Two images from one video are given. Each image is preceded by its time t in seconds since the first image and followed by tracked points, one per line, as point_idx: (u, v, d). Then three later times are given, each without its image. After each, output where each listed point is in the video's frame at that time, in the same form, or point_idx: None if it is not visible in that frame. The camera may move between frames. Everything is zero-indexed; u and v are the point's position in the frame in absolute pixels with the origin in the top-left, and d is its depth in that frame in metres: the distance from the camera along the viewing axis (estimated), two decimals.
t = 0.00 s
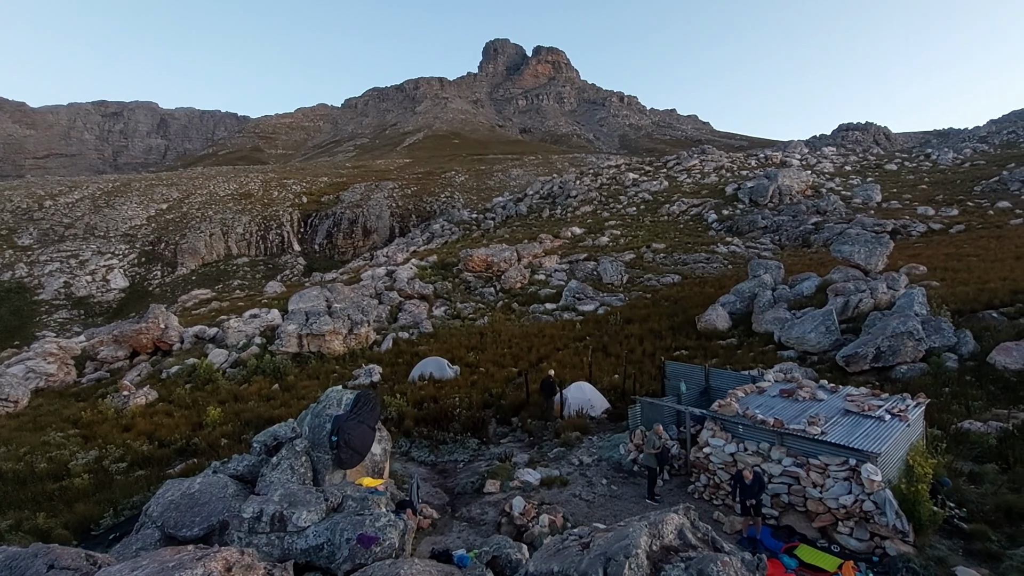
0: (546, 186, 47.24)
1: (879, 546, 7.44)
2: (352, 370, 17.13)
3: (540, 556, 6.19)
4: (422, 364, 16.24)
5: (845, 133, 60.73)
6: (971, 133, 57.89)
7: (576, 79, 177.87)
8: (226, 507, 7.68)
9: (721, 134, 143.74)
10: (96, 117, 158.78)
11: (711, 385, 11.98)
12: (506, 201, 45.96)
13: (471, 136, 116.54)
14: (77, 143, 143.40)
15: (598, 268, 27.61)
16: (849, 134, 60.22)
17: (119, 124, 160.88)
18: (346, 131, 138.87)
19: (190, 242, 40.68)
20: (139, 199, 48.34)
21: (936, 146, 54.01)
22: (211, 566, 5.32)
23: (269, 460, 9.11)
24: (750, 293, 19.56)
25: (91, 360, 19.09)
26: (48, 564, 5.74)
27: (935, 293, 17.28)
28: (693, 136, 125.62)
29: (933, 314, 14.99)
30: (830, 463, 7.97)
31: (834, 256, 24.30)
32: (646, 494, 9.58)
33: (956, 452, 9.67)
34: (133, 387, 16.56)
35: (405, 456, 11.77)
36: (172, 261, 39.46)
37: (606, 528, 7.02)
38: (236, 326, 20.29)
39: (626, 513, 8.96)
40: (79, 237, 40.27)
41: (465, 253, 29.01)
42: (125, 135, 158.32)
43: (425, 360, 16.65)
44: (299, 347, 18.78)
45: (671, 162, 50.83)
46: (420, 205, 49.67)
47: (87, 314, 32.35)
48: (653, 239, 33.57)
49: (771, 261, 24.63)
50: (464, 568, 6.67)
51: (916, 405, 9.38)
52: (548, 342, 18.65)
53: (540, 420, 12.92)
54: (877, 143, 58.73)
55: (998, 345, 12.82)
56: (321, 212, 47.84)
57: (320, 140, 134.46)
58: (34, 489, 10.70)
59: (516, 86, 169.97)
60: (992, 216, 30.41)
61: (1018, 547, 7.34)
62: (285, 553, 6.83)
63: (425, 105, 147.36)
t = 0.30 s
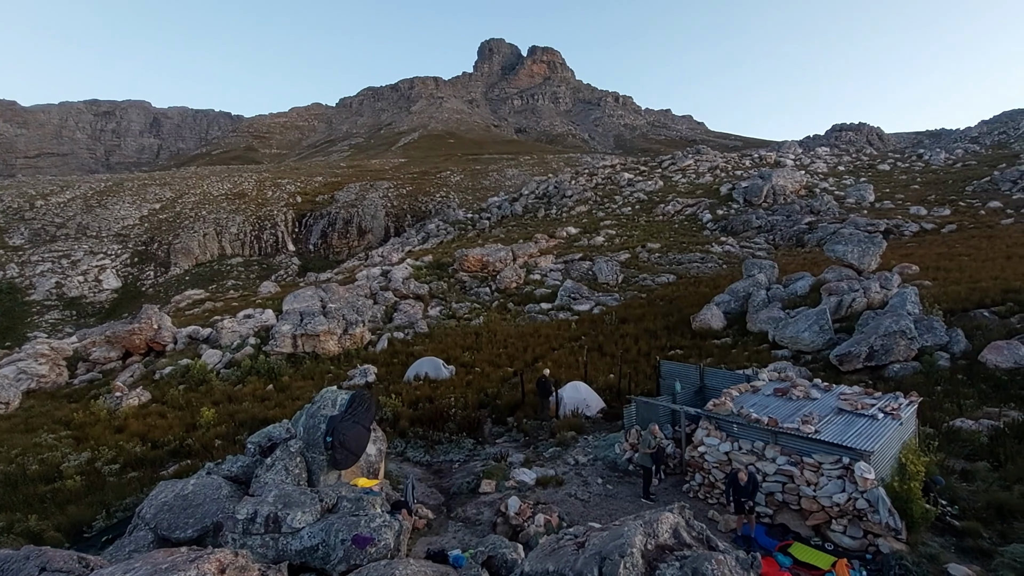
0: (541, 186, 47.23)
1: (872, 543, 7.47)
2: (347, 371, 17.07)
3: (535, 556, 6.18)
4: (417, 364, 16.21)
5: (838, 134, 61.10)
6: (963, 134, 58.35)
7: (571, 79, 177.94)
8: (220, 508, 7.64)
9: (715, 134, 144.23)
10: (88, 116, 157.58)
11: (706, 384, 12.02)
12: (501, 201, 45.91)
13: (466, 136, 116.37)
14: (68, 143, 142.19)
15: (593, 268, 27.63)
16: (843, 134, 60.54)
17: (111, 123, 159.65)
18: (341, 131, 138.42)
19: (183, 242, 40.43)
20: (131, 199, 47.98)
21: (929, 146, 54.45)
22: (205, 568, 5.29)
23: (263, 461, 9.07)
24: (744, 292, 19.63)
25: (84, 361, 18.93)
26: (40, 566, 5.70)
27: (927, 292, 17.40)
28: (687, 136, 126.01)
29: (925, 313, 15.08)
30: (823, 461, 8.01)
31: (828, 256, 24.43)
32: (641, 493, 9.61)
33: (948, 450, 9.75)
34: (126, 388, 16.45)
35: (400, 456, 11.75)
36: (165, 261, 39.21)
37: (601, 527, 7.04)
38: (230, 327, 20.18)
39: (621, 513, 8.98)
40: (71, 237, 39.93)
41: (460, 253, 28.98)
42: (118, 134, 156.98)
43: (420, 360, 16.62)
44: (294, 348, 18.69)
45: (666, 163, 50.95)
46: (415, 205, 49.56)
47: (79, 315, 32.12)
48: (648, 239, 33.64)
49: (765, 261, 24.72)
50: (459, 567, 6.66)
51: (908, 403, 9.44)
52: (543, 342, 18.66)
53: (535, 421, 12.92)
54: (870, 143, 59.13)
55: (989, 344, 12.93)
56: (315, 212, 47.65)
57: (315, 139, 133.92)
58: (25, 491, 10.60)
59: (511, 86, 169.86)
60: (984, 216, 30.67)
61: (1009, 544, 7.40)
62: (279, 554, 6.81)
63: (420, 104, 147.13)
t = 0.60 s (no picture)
0: (537, 186, 47.17)
1: (866, 541, 7.50)
2: (342, 371, 17.02)
3: (530, 555, 6.18)
4: (413, 364, 16.16)
5: (832, 134, 61.43)
6: (955, 134, 58.78)
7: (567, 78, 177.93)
8: (213, 510, 7.58)
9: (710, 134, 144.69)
10: (80, 115, 156.41)
11: (701, 384, 12.05)
12: (497, 201, 45.87)
13: (461, 135, 116.15)
14: (60, 142, 140.99)
15: (589, 268, 27.64)
16: (836, 135, 60.86)
17: (104, 122, 158.46)
18: (336, 130, 137.97)
19: (177, 242, 40.19)
20: (124, 199, 47.66)
21: (922, 147, 54.81)
22: (198, 570, 5.26)
23: (257, 462, 9.02)
24: (739, 292, 19.69)
25: (76, 362, 18.77)
26: (32, 568, 5.64)
27: (920, 292, 17.52)
28: (683, 136, 126.35)
29: (919, 313, 15.17)
30: (818, 460, 8.04)
31: (822, 256, 24.55)
32: (637, 492, 9.62)
33: (941, 448, 9.81)
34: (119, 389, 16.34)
35: (395, 456, 11.72)
36: (158, 261, 38.99)
37: (596, 527, 7.05)
38: (224, 327, 20.07)
39: (617, 512, 8.99)
40: (63, 237, 39.59)
41: (456, 253, 28.93)
42: (110, 133, 155.64)
43: (415, 360, 16.57)
44: (288, 348, 18.60)
45: (661, 162, 51.02)
46: (410, 204, 49.44)
47: (71, 315, 31.89)
48: (643, 238, 33.70)
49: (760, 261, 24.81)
50: (455, 568, 6.64)
51: (901, 402, 9.50)
52: (539, 342, 18.65)
53: (531, 421, 12.92)
54: (863, 144, 59.52)
55: (982, 343, 13.02)
56: (310, 212, 47.45)
57: (309, 139, 133.36)
58: (17, 493, 10.51)
59: (506, 85, 169.67)
60: (976, 216, 30.90)
61: (1001, 540, 7.45)
62: (274, 555, 6.77)
63: (416, 104, 146.88)
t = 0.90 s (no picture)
0: (531, 185, 47.20)
1: (858, 539, 7.56)
2: (336, 371, 16.95)
3: (525, 555, 6.18)
4: (407, 364, 16.12)
5: (824, 135, 61.92)
6: (945, 135, 59.44)
7: (561, 78, 178.08)
8: (206, 511, 7.54)
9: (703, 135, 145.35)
10: (70, 114, 154.86)
11: (694, 383, 12.09)
12: (491, 201, 45.87)
13: (455, 135, 115.96)
14: (50, 140, 139.46)
15: (583, 267, 27.70)
16: (828, 136, 61.25)
17: (95, 120, 156.94)
18: (329, 129, 137.34)
19: (169, 242, 39.87)
20: (115, 198, 47.23)
21: (912, 147, 55.35)
22: (190, 572, 5.22)
23: (250, 463, 8.96)
24: (732, 292, 19.78)
25: (66, 363, 18.56)
26: (23, 571, 5.59)
27: (911, 292, 17.67)
28: (676, 136, 126.89)
29: (909, 312, 15.29)
30: (810, 458, 8.08)
31: (814, 256, 24.72)
32: (631, 491, 9.64)
33: (932, 446, 9.90)
34: (110, 390, 16.18)
35: (389, 457, 11.68)
36: (149, 261, 38.66)
37: (591, 526, 7.06)
38: (216, 328, 19.94)
39: (611, 511, 9.00)
40: (53, 237, 39.15)
41: (450, 252, 28.88)
42: (100, 131, 153.98)
43: (409, 360, 16.53)
44: (281, 348, 18.50)
45: (655, 162, 51.18)
46: (404, 204, 49.32)
47: (61, 315, 31.54)
48: (637, 238, 33.81)
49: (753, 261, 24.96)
50: (449, 568, 6.64)
51: (893, 401, 9.57)
52: (533, 342, 18.66)
53: (525, 421, 12.92)
54: (855, 144, 60.05)
55: (971, 342, 13.15)
56: (303, 212, 47.24)
57: (303, 138, 132.68)
58: (5, 495, 10.38)
59: (501, 85, 169.49)
60: (966, 216, 31.24)
61: (990, 538, 7.53)
62: (267, 557, 6.74)
63: (410, 103, 146.52)
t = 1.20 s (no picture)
0: (521, 185, 47.20)
1: (845, 535, 7.64)
2: (325, 372, 16.83)
3: (516, 555, 6.17)
4: (397, 364, 16.03)
5: (811, 136, 62.59)
6: (928, 136, 60.38)
7: (551, 78, 178.25)
8: (193, 514, 7.44)
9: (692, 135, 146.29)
10: (53, 111, 152.27)
11: (684, 381, 12.15)
12: (481, 200, 45.78)
13: (445, 134, 115.60)
14: (32, 138, 137.01)
15: (573, 267, 27.74)
16: (815, 136, 61.93)
17: (78, 118, 154.37)
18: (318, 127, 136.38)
19: (154, 242, 39.33)
20: (98, 197, 46.49)
21: (897, 148, 56.12)
22: None
23: (237, 465, 8.86)
24: (721, 291, 19.92)
25: (48, 365, 18.23)
26: None
27: (896, 290, 17.91)
28: (666, 136, 127.59)
29: (895, 310, 15.49)
30: (798, 455, 8.16)
31: (801, 255, 25.00)
32: (621, 490, 9.67)
33: (917, 443, 10.04)
34: (94, 392, 15.92)
35: (380, 458, 11.61)
36: (135, 261, 38.10)
37: (582, 525, 7.08)
38: (203, 328, 19.70)
39: (602, 509, 9.02)
40: (35, 237, 38.44)
41: (440, 252, 28.79)
42: (84, 129, 151.44)
43: (399, 360, 16.44)
44: (270, 349, 18.33)
45: (645, 162, 51.40)
46: (394, 203, 49.08)
47: (43, 316, 30.96)
48: (627, 237, 33.94)
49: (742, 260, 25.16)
50: (439, 569, 6.61)
51: (879, 398, 9.70)
52: (524, 341, 18.66)
53: (516, 420, 12.92)
54: (841, 145, 60.78)
55: (955, 340, 13.35)
56: (292, 211, 46.86)
57: (291, 136, 131.47)
58: None
59: (491, 84, 169.32)
60: (950, 216, 31.73)
61: (974, 532, 7.66)
62: (255, 559, 6.67)
63: (399, 102, 145.87)
